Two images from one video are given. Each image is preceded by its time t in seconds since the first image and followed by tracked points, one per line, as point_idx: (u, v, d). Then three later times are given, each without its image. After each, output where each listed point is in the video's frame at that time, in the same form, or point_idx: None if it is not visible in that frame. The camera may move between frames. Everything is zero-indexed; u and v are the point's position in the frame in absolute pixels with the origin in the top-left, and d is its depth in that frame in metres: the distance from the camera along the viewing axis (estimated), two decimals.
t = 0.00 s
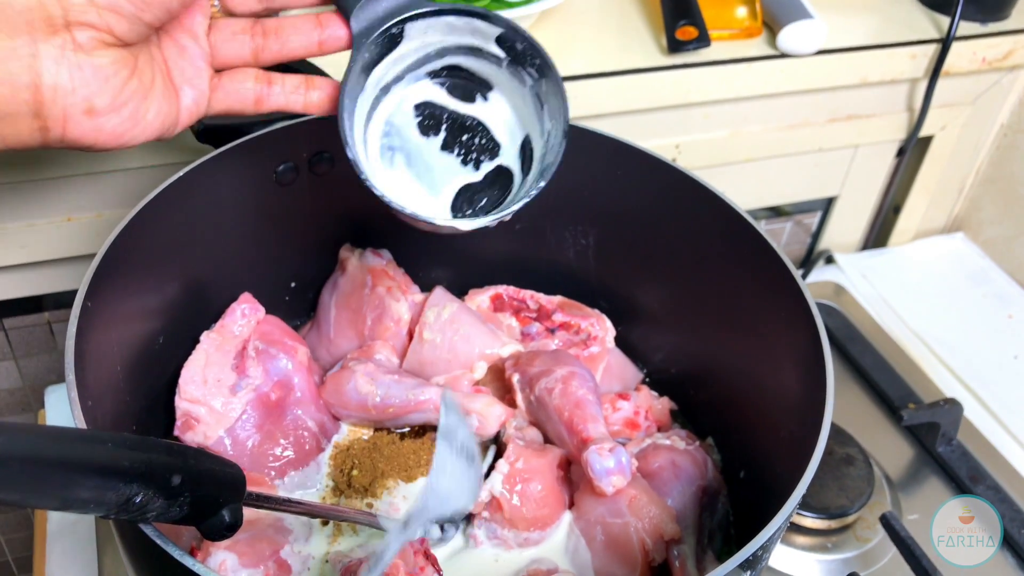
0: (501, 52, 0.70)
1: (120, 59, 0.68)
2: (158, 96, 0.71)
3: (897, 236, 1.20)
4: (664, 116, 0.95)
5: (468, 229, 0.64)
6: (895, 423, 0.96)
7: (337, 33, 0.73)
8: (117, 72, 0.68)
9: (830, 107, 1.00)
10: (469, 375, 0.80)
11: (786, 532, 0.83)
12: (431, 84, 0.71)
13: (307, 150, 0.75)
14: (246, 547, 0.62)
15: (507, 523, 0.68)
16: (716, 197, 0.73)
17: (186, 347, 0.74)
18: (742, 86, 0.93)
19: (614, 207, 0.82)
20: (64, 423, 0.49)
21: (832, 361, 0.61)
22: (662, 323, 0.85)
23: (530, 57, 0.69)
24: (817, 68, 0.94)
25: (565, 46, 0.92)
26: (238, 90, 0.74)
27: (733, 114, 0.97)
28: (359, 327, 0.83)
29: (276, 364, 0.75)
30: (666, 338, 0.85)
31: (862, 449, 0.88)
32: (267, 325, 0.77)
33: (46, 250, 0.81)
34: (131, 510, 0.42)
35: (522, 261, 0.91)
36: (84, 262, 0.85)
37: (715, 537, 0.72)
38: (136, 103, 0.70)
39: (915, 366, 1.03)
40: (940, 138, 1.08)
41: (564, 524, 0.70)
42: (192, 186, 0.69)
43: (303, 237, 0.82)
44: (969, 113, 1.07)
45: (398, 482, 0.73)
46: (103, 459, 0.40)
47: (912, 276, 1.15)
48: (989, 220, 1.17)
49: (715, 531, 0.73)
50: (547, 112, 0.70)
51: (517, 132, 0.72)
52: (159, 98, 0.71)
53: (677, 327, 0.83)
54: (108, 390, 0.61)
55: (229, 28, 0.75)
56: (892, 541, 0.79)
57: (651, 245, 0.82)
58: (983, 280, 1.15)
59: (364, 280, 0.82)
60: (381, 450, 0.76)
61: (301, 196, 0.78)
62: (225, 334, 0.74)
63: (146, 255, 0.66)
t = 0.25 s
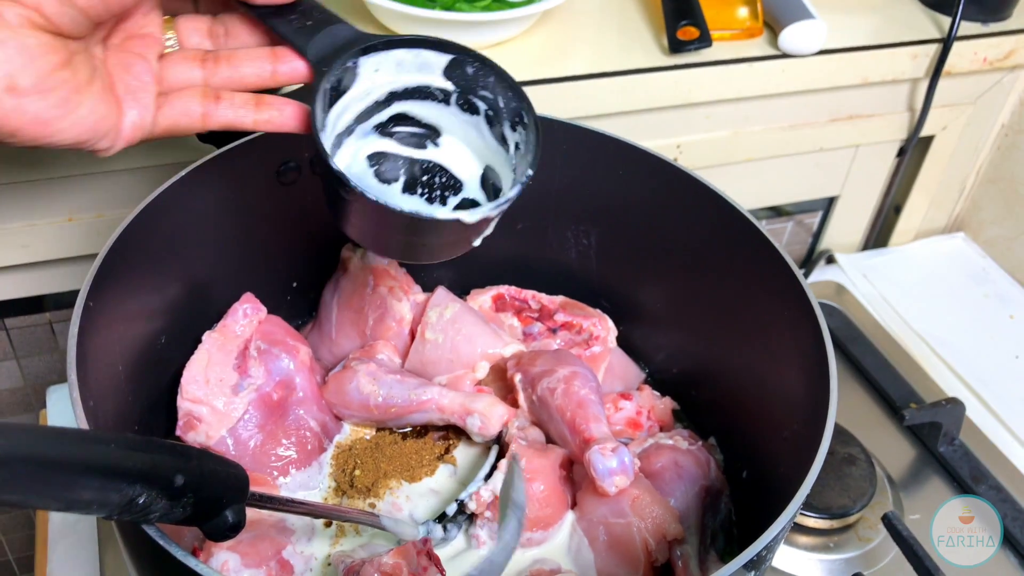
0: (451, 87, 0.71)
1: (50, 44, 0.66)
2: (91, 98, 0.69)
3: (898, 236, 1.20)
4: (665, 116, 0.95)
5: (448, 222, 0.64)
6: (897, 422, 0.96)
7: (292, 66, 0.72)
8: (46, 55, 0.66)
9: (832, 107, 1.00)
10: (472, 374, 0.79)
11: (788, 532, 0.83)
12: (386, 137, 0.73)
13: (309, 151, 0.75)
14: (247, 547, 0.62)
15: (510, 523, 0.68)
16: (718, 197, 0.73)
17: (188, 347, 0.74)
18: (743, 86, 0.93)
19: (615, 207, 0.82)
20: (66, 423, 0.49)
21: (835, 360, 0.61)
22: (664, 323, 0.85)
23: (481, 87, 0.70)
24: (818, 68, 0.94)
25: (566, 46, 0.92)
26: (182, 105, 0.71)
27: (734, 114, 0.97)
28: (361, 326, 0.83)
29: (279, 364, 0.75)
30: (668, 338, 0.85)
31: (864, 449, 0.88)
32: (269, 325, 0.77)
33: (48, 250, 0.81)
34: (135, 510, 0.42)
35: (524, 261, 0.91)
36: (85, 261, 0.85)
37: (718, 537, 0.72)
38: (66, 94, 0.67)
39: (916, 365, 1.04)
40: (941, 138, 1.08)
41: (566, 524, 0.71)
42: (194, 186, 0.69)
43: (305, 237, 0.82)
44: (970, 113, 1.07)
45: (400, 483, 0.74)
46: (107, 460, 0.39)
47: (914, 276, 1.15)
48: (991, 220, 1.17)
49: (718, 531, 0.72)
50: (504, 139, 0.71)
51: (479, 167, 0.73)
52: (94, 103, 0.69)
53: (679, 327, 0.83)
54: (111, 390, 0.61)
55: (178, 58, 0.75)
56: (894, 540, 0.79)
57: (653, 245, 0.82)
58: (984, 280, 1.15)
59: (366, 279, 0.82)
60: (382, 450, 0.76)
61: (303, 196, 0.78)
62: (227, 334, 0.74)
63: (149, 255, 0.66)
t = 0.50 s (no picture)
0: (355, 48, 0.66)
1: None
2: None
3: (899, 234, 1.21)
4: (666, 114, 0.95)
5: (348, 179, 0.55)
6: (898, 421, 0.96)
7: None
8: None
9: (833, 106, 1.00)
10: (475, 372, 0.80)
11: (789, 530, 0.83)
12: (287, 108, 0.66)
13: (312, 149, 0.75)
14: (249, 544, 0.62)
15: (512, 521, 0.68)
16: (720, 195, 0.73)
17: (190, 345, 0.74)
18: (744, 84, 0.93)
19: (617, 205, 0.82)
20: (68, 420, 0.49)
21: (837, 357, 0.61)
22: (665, 321, 0.85)
23: (384, 42, 0.65)
24: (820, 66, 0.94)
25: (567, 45, 0.92)
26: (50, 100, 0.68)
27: (735, 113, 0.97)
28: (363, 324, 0.83)
29: (281, 362, 0.75)
30: (669, 336, 0.86)
31: (865, 448, 0.89)
32: (271, 323, 0.77)
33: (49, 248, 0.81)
34: (137, 507, 0.42)
35: (525, 259, 0.91)
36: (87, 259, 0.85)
37: (719, 534, 0.72)
38: None
39: (917, 364, 1.04)
40: (943, 137, 1.08)
41: (567, 521, 0.71)
42: (197, 184, 0.69)
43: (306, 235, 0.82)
44: (972, 111, 1.07)
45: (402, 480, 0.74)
46: (110, 456, 0.40)
47: (915, 275, 1.15)
48: (992, 219, 1.17)
49: (719, 529, 0.72)
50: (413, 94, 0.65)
51: (393, 128, 0.65)
52: None
53: (680, 325, 0.83)
54: (113, 387, 0.61)
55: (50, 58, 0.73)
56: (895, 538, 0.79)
57: (655, 243, 0.82)
58: (985, 279, 1.15)
59: (367, 278, 0.82)
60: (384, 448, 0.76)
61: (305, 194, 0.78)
62: (229, 332, 0.74)
63: (151, 252, 0.66)
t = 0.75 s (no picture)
0: None
1: None
2: None
3: (901, 235, 1.21)
4: (670, 115, 0.95)
5: None
6: (900, 421, 0.96)
7: None
8: None
9: (836, 106, 1.00)
10: (479, 372, 0.80)
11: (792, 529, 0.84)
12: None
13: (317, 150, 0.75)
14: (255, 542, 0.63)
15: (516, 520, 0.68)
16: (723, 195, 0.73)
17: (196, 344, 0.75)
18: (747, 85, 0.93)
19: (621, 206, 0.82)
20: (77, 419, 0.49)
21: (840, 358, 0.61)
22: (668, 321, 0.86)
23: None
24: (822, 67, 0.94)
25: (571, 46, 0.93)
26: None
27: (738, 114, 0.97)
28: (368, 324, 0.84)
29: (287, 361, 0.75)
30: (672, 336, 0.86)
31: (868, 447, 0.89)
32: (277, 322, 0.77)
33: (55, 247, 0.81)
34: (146, 505, 0.42)
35: (529, 260, 0.91)
36: (92, 259, 0.85)
37: (723, 534, 0.73)
38: None
39: (920, 364, 1.04)
40: (945, 137, 1.08)
41: (572, 521, 0.71)
42: (203, 185, 0.69)
43: (311, 236, 0.82)
44: (975, 112, 1.07)
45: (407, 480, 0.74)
46: (121, 454, 0.40)
47: (917, 275, 1.16)
48: (994, 219, 1.17)
49: (722, 528, 0.73)
50: None
51: None
52: None
53: (684, 325, 0.84)
54: (120, 386, 0.62)
55: None
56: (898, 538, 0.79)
57: (658, 243, 0.82)
58: (988, 279, 1.15)
59: (372, 278, 0.83)
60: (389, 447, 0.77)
61: (311, 195, 0.79)
62: (235, 332, 0.74)
63: (158, 252, 0.67)
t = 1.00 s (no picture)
0: None
1: None
2: None
3: (910, 244, 1.22)
4: (681, 125, 0.96)
5: None
6: (909, 430, 0.97)
7: None
8: None
9: (845, 117, 1.01)
10: (491, 381, 0.81)
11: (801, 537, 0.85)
12: None
13: (336, 161, 0.77)
14: (274, 548, 0.64)
15: (529, 527, 0.69)
16: (734, 208, 0.74)
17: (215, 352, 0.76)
18: (758, 96, 0.94)
19: (633, 216, 0.83)
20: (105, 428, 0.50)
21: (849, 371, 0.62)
22: (679, 331, 0.87)
23: None
24: (832, 78, 0.95)
25: (583, 56, 0.94)
26: None
27: (749, 124, 0.98)
28: (384, 332, 0.85)
29: (304, 369, 0.76)
30: (683, 346, 0.87)
31: (876, 457, 0.90)
32: (295, 330, 0.79)
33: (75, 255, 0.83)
34: (174, 514, 0.44)
35: (542, 268, 0.92)
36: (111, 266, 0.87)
37: (733, 542, 0.73)
38: None
39: (928, 373, 1.05)
40: (954, 147, 1.09)
41: (584, 529, 0.72)
42: (224, 196, 0.71)
43: (328, 245, 0.83)
44: (984, 122, 1.08)
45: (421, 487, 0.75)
46: (152, 466, 0.41)
47: (926, 284, 1.16)
48: (1003, 228, 1.18)
49: (733, 537, 0.74)
50: None
51: None
52: None
53: (695, 335, 0.85)
54: (143, 393, 0.63)
55: None
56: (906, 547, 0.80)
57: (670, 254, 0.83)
58: (997, 288, 1.16)
59: (388, 286, 0.84)
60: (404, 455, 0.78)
61: (328, 205, 0.80)
62: (254, 339, 0.76)
63: (180, 262, 0.68)
